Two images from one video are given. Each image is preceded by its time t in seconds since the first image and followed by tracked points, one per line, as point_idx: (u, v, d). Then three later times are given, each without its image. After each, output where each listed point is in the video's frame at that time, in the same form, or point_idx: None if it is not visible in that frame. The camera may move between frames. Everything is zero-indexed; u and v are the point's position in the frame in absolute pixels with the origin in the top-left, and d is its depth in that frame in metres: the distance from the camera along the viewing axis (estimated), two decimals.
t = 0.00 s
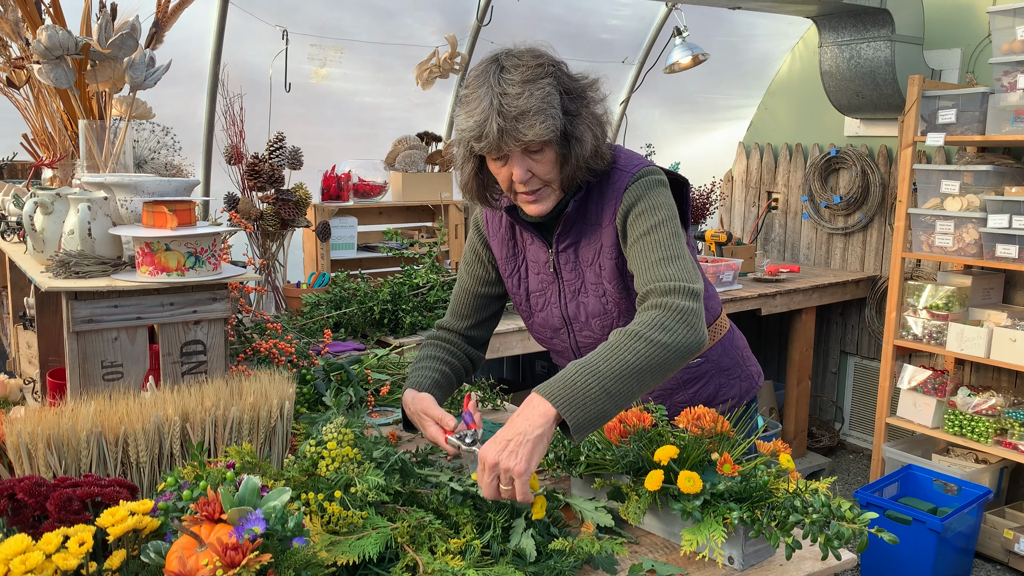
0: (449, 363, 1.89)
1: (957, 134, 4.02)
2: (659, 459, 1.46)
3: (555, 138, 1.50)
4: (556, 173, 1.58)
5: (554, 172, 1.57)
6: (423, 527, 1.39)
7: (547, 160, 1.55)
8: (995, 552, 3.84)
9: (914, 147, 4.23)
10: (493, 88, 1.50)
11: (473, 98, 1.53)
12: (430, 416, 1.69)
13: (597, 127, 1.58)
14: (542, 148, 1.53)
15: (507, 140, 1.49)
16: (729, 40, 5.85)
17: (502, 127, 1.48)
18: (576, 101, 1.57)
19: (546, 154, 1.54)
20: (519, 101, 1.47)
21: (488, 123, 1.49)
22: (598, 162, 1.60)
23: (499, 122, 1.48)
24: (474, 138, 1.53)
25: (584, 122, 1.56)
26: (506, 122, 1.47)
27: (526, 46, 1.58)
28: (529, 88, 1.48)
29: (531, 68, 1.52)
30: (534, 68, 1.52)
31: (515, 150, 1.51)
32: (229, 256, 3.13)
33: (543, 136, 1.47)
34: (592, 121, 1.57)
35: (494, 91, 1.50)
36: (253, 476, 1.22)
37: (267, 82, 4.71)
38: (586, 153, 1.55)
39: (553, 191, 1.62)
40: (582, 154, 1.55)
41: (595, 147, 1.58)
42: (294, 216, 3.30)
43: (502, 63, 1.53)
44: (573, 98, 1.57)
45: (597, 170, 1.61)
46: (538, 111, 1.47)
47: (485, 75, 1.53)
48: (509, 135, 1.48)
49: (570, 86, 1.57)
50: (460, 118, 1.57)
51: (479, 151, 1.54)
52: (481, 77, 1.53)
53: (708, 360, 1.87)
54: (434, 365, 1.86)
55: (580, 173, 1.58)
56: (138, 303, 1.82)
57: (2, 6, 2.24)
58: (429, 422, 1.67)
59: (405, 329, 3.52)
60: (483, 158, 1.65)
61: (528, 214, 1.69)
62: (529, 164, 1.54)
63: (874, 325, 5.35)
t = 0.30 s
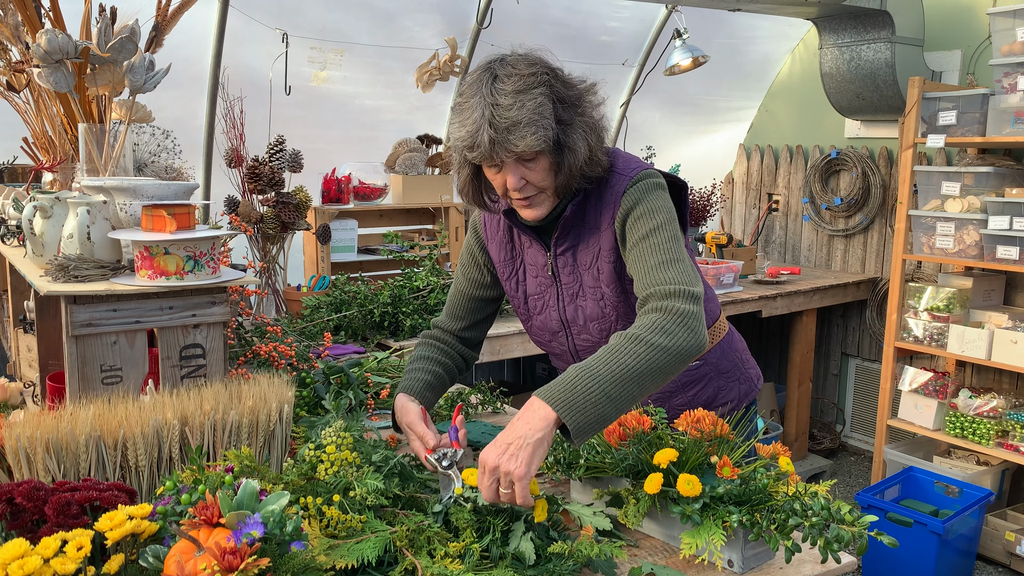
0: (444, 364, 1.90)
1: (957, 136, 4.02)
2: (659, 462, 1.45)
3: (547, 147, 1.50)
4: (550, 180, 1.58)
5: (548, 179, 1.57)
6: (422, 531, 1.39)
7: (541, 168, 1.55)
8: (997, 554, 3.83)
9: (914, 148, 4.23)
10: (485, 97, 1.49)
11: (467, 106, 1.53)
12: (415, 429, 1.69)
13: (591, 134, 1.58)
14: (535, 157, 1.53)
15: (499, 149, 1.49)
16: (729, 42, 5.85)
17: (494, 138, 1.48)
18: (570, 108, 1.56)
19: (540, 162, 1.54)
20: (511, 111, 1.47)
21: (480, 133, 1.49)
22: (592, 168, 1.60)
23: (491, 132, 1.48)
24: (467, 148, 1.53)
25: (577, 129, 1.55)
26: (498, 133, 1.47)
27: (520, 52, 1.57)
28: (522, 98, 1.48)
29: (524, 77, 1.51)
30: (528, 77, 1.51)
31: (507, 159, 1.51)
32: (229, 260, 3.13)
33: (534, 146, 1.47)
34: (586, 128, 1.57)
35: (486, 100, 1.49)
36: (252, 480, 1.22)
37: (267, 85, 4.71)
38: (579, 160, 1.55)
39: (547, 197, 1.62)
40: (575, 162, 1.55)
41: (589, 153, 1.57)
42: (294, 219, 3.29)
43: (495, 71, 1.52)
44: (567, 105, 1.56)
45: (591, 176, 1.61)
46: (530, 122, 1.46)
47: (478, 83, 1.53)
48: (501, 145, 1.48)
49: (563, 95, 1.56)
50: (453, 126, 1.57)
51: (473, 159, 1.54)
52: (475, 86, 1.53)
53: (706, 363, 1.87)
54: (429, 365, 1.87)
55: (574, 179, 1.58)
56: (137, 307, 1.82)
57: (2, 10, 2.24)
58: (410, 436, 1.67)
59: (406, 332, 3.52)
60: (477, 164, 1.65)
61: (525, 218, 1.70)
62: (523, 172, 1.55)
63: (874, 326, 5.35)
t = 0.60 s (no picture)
0: (451, 363, 1.88)
1: (957, 135, 4.01)
2: (658, 461, 1.45)
3: (539, 135, 1.48)
4: (542, 173, 1.55)
5: (539, 172, 1.54)
6: (421, 530, 1.38)
7: (532, 159, 1.52)
8: (997, 553, 3.82)
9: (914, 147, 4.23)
10: (484, 80, 1.51)
11: (466, 90, 1.54)
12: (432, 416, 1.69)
13: (588, 131, 1.55)
14: (528, 146, 1.51)
15: (491, 133, 1.48)
16: (729, 41, 5.84)
17: (487, 120, 1.48)
18: (569, 104, 1.55)
19: (532, 153, 1.51)
20: (506, 96, 1.47)
21: (474, 115, 1.50)
22: (586, 168, 1.57)
23: (484, 114, 1.48)
24: (461, 128, 1.54)
25: (574, 125, 1.53)
26: (492, 116, 1.47)
27: (528, 45, 1.57)
28: (519, 84, 1.48)
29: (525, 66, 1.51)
30: (529, 65, 1.52)
31: (499, 144, 1.50)
32: (229, 259, 3.12)
33: (525, 131, 1.45)
34: (582, 125, 1.54)
35: (485, 83, 1.50)
36: (250, 479, 1.22)
37: (266, 85, 4.71)
38: (571, 155, 1.52)
39: (540, 190, 1.59)
40: (566, 156, 1.51)
41: (583, 150, 1.54)
42: (293, 218, 3.30)
43: (498, 60, 1.53)
44: (566, 100, 1.55)
45: (584, 175, 1.58)
46: (523, 107, 1.45)
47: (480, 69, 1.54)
48: (492, 127, 1.48)
49: (564, 89, 1.55)
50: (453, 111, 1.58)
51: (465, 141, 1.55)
52: (477, 70, 1.54)
53: (706, 364, 1.86)
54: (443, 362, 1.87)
55: (567, 175, 1.56)
56: (135, 307, 1.82)
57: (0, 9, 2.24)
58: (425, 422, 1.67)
59: (405, 332, 3.51)
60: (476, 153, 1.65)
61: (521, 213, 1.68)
62: (514, 160, 1.52)
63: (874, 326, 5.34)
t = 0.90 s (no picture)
0: (473, 355, 1.89)
1: (957, 133, 4.01)
2: (659, 459, 1.45)
3: (554, 115, 1.51)
4: (555, 157, 1.57)
5: (552, 155, 1.56)
6: (422, 528, 1.38)
7: (545, 141, 1.54)
8: (997, 552, 3.83)
9: (915, 145, 4.22)
10: (507, 58, 1.55)
11: (488, 69, 1.58)
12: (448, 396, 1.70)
13: (605, 120, 1.57)
14: (543, 126, 1.54)
15: (506, 108, 1.52)
16: (730, 39, 5.84)
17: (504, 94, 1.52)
18: (589, 89, 1.57)
19: (545, 134, 1.54)
20: (525, 72, 1.51)
21: (493, 91, 1.55)
22: (600, 156, 1.58)
23: (502, 90, 1.52)
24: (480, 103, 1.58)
25: (591, 110, 1.55)
26: (509, 90, 1.52)
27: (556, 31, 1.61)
28: (540, 63, 1.52)
29: (548, 48, 1.55)
30: (553, 48, 1.55)
31: (514, 121, 1.54)
32: (229, 257, 3.12)
33: (539, 109, 1.49)
34: (600, 112, 1.56)
35: (507, 60, 1.54)
36: (251, 476, 1.22)
37: (266, 83, 4.70)
38: (584, 140, 1.53)
39: (551, 175, 1.60)
40: (579, 139, 1.53)
41: (598, 137, 1.56)
42: (293, 217, 3.28)
43: (524, 41, 1.57)
44: (585, 86, 1.57)
45: (598, 164, 1.59)
46: (540, 85, 1.50)
47: (505, 49, 1.58)
48: (509, 102, 1.52)
49: (585, 75, 1.57)
50: (476, 91, 1.63)
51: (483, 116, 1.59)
52: (502, 49, 1.58)
53: (715, 366, 1.87)
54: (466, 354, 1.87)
55: (580, 161, 1.57)
56: (136, 304, 1.82)
57: (1, 7, 2.24)
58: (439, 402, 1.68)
59: (405, 330, 3.51)
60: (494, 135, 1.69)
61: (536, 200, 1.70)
62: (527, 141, 1.56)
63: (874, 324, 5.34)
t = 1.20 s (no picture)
0: (512, 342, 1.89)
1: (958, 131, 4.00)
2: (660, 457, 1.45)
3: (593, 110, 1.51)
4: (594, 150, 1.59)
5: (591, 148, 1.58)
6: (423, 525, 1.39)
7: (584, 135, 1.56)
8: (997, 549, 3.83)
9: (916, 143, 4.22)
10: (545, 53, 1.55)
11: (527, 63, 1.59)
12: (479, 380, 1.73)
13: (643, 110, 1.57)
14: (582, 121, 1.55)
15: (546, 105, 1.53)
16: (730, 37, 5.83)
17: (542, 91, 1.53)
18: (627, 80, 1.57)
19: (585, 128, 1.55)
20: (564, 69, 1.51)
21: (531, 87, 1.55)
22: (641, 147, 1.60)
23: (541, 86, 1.53)
24: (519, 100, 1.59)
25: (630, 102, 1.55)
26: (548, 87, 1.52)
27: (594, 21, 1.60)
28: (578, 58, 1.51)
29: (587, 41, 1.54)
30: (591, 40, 1.54)
31: (553, 117, 1.55)
32: (230, 255, 3.12)
33: (578, 105, 1.49)
34: (639, 103, 1.56)
35: (545, 56, 1.54)
36: (252, 474, 1.22)
37: (267, 80, 4.70)
38: (624, 133, 1.54)
39: (592, 167, 1.64)
40: (618, 132, 1.54)
41: (638, 128, 1.56)
42: (295, 215, 3.30)
43: (562, 33, 1.57)
44: (624, 78, 1.57)
45: (638, 155, 1.61)
46: (579, 81, 1.50)
47: (544, 41, 1.58)
48: (548, 99, 1.53)
49: (624, 67, 1.57)
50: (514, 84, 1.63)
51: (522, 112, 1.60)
52: (540, 42, 1.58)
53: (740, 367, 1.86)
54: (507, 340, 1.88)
55: (619, 154, 1.59)
56: (137, 302, 1.82)
57: (2, 5, 2.23)
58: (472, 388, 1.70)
59: (406, 328, 3.51)
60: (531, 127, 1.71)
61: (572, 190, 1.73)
62: (566, 135, 1.57)
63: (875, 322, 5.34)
